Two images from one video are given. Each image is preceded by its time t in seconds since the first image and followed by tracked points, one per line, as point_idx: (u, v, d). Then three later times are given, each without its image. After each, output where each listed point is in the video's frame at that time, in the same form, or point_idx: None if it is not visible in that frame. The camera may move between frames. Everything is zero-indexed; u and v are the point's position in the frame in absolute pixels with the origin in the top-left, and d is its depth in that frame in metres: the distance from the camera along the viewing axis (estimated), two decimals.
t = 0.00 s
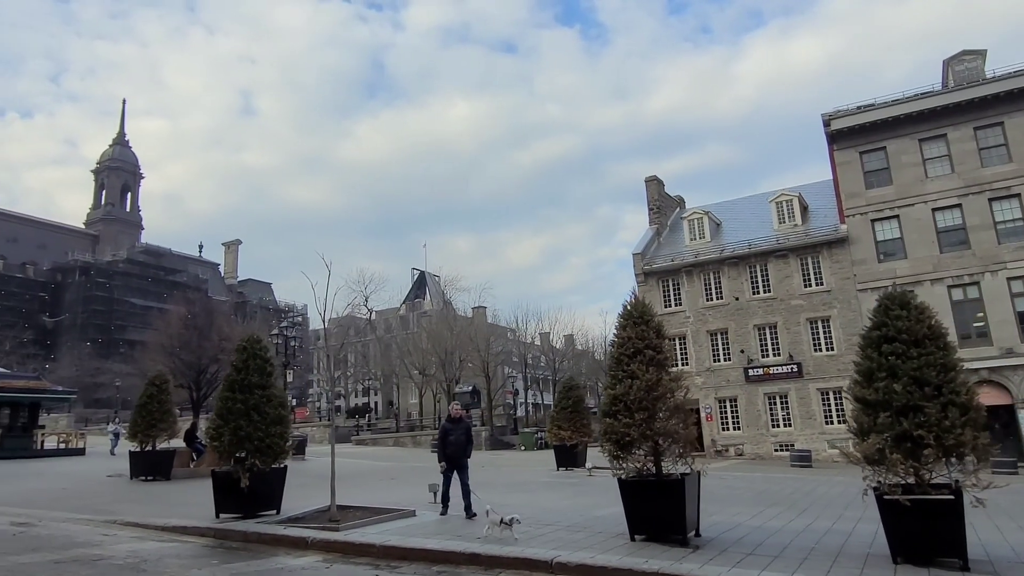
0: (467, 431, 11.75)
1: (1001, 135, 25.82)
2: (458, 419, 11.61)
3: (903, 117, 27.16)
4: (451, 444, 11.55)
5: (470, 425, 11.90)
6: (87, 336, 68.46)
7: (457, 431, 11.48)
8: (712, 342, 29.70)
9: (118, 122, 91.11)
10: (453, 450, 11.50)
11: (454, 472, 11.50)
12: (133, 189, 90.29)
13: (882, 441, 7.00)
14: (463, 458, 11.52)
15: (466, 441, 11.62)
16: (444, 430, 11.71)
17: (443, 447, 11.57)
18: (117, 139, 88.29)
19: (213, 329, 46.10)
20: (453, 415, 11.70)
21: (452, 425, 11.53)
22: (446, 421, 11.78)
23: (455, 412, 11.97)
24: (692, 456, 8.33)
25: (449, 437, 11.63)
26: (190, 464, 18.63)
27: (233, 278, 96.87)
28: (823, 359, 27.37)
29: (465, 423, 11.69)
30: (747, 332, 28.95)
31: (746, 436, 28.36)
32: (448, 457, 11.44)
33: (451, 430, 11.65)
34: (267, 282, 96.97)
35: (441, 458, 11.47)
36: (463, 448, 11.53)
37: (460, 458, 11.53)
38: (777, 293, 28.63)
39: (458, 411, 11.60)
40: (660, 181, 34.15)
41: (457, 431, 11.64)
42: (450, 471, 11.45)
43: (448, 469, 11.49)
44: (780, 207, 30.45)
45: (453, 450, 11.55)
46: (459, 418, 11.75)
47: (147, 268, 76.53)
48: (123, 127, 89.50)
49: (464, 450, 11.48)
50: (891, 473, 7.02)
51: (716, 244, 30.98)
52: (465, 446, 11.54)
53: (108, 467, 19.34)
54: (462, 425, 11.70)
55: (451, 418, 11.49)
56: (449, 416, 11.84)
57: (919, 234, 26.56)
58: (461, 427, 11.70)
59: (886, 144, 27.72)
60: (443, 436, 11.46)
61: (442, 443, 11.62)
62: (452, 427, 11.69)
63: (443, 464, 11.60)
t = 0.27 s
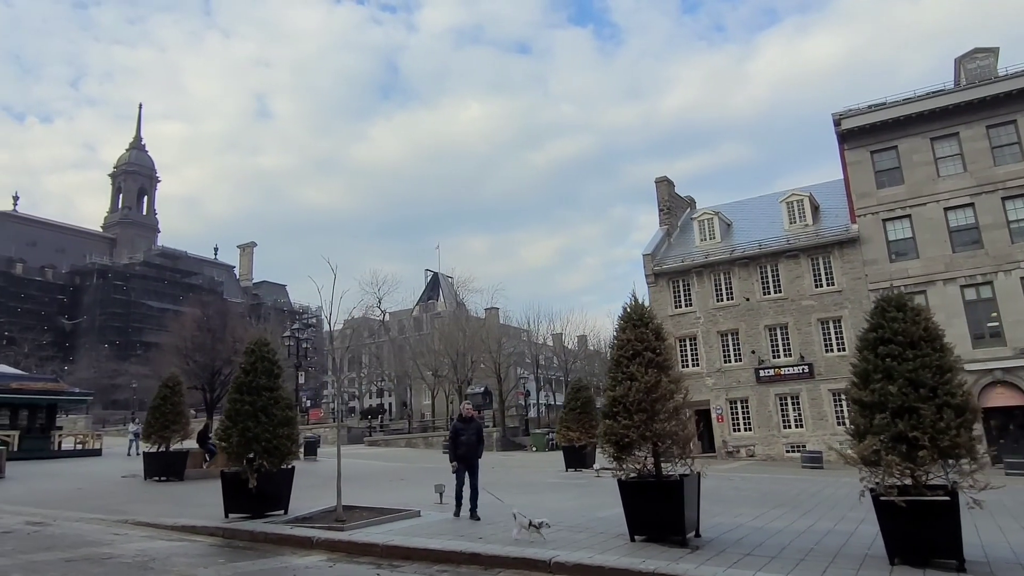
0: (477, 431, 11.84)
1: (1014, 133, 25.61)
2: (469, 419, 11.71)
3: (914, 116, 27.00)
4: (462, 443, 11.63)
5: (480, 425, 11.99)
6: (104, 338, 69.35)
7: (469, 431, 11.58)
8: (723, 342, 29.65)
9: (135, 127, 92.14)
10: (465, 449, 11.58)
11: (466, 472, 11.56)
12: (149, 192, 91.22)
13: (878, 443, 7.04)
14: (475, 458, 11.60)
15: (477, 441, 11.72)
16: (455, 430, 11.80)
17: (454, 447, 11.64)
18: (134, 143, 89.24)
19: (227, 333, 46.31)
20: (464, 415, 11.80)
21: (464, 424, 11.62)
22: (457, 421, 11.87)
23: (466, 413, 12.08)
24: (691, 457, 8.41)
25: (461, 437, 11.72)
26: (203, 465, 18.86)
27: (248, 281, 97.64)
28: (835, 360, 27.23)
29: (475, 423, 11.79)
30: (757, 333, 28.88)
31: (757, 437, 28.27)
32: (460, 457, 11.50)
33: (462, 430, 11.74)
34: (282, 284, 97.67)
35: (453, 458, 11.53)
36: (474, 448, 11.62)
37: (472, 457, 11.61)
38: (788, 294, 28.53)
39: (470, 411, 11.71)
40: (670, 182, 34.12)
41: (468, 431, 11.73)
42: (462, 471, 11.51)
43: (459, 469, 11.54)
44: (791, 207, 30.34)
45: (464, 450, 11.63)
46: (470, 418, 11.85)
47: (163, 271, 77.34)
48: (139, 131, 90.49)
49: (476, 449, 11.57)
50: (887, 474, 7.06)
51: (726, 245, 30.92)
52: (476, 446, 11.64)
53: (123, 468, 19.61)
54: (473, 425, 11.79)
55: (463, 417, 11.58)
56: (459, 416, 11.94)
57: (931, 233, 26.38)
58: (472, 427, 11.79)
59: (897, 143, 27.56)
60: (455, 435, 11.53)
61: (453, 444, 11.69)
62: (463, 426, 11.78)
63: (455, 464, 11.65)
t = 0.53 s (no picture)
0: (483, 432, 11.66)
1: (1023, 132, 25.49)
2: (475, 420, 11.54)
3: (921, 115, 26.93)
4: (468, 444, 11.43)
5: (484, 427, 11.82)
6: (117, 338, 70.03)
7: (475, 431, 11.38)
8: (729, 342, 29.66)
9: (147, 128, 92.87)
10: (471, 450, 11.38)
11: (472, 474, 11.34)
12: (161, 193, 91.98)
13: (868, 443, 7.11)
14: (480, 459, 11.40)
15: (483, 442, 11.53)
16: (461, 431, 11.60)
17: (460, 448, 11.43)
18: (146, 145, 90.01)
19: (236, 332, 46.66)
20: (469, 415, 11.62)
21: (470, 425, 11.43)
22: (462, 422, 11.68)
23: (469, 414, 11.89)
24: (686, 457, 8.51)
25: (466, 438, 11.51)
26: (211, 463, 19.12)
27: (259, 281, 98.25)
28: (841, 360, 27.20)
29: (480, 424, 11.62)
30: (764, 332, 28.86)
31: (763, 437, 28.26)
32: (466, 458, 11.28)
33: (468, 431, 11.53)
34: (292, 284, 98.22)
35: (460, 459, 11.31)
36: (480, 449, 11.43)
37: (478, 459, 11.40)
38: (795, 294, 28.48)
39: (475, 411, 11.56)
40: (677, 182, 34.12)
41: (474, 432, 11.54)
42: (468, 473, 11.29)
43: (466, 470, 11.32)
44: (797, 207, 30.30)
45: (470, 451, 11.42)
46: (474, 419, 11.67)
47: (175, 271, 77.99)
48: (152, 132, 91.27)
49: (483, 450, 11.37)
50: (877, 474, 7.12)
51: (733, 245, 30.91)
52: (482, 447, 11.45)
53: (134, 466, 19.91)
54: (478, 426, 11.58)
55: (468, 418, 11.40)
56: (464, 417, 11.76)
57: (938, 233, 26.29)
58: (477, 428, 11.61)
59: (904, 142, 27.49)
60: (461, 436, 11.32)
61: (459, 445, 11.47)
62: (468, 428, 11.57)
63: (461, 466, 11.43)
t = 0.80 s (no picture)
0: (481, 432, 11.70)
1: None
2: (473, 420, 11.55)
3: (925, 114, 26.86)
4: (468, 444, 11.46)
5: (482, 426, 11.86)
6: (125, 339, 70.45)
7: (474, 431, 11.41)
8: (733, 342, 29.65)
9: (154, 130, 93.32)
10: (472, 450, 11.43)
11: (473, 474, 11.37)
12: (168, 195, 92.43)
13: (859, 442, 7.16)
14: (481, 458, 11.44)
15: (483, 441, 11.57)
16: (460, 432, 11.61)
17: (461, 448, 11.45)
18: (153, 147, 90.47)
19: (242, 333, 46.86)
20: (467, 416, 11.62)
21: (470, 425, 11.45)
22: (461, 423, 11.70)
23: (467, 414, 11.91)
24: (679, 455, 8.59)
25: (466, 439, 11.53)
26: (215, 463, 19.27)
27: (265, 281, 98.58)
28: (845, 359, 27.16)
29: (478, 424, 11.65)
30: (767, 332, 28.83)
31: (767, 437, 28.25)
32: (467, 458, 11.30)
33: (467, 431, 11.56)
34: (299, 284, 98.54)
35: (461, 459, 11.33)
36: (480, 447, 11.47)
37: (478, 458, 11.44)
38: (798, 293, 28.44)
39: (473, 411, 11.56)
40: (680, 182, 34.12)
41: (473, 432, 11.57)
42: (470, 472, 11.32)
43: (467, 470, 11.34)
44: (801, 206, 30.25)
45: (471, 451, 11.44)
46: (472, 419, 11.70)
47: (182, 272, 78.40)
48: (159, 135, 91.75)
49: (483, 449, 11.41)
50: (866, 473, 7.18)
51: (736, 244, 30.91)
52: (483, 446, 11.49)
53: (139, 466, 20.07)
54: (477, 426, 11.62)
55: (467, 417, 11.41)
56: (461, 418, 11.78)
57: (942, 232, 26.23)
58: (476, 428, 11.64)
59: (907, 141, 27.42)
60: (461, 437, 11.34)
61: (459, 446, 11.48)
62: (468, 428, 11.60)
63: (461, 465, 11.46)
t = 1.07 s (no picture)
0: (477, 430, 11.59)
1: None
2: (469, 417, 11.44)
3: (924, 113, 26.85)
4: (463, 442, 11.35)
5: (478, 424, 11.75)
6: (130, 339, 70.82)
7: (469, 429, 11.30)
8: (732, 342, 29.69)
9: (160, 130, 93.71)
10: (467, 448, 11.32)
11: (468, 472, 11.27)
12: (173, 195, 92.81)
13: (839, 440, 7.21)
14: (476, 456, 11.33)
15: (478, 439, 11.45)
16: (455, 430, 11.52)
17: (455, 446, 11.36)
18: (158, 148, 90.87)
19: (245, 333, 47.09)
20: (462, 413, 11.52)
21: (465, 423, 11.35)
22: (456, 420, 11.61)
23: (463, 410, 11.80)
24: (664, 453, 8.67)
25: (461, 436, 11.43)
26: (215, 462, 19.44)
27: (270, 281, 98.93)
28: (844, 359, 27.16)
29: (474, 422, 11.54)
30: (767, 332, 28.84)
31: (766, 436, 28.27)
32: (462, 456, 11.20)
33: (462, 428, 11.46)
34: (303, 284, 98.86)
35: (456, 457, 11.23)
36: (475, 445, 11.36)
37: (473, 456, 11.33)
38: (798, 293, 28.45)
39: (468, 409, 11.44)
40: (681, 182, 34.14)
41: (468, 429, 11.47)
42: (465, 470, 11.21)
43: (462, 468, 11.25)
44: (800, 206, 30.24)
45: (466, 449, 11.34)
46: (468, 417, 11.60)
47: (187, 272, 78.77)
48: (164, 135, 92.16)
49: (478, 446, 11.30)
50: (847, 471, 7.23)
51: (736, 244, 30.93)
52: (477, 444, 11.37)
53: (139, 465, 20.25)
54: (472, 424, 11.52)
55: (463, 416, 11.30)
56: (457, 416, 11.68)
57: (941, 231, 26.21)
58: (471, 425, 11.54)
59: (907, 141, 27.42)
60: (456, 434, 11.25)
61: (453, 444, 11.39)
62: (463, 426, 11.50)
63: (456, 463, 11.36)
